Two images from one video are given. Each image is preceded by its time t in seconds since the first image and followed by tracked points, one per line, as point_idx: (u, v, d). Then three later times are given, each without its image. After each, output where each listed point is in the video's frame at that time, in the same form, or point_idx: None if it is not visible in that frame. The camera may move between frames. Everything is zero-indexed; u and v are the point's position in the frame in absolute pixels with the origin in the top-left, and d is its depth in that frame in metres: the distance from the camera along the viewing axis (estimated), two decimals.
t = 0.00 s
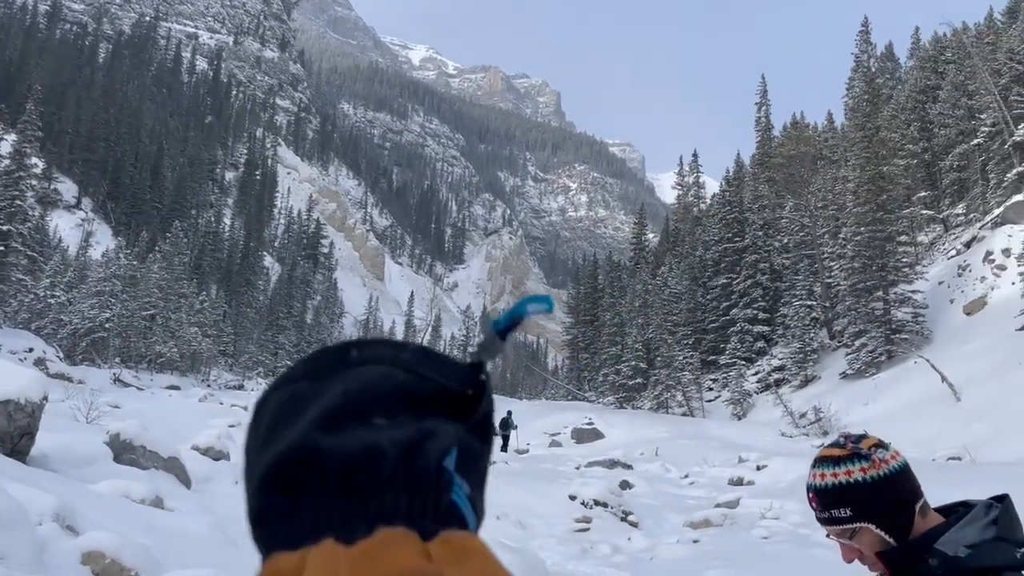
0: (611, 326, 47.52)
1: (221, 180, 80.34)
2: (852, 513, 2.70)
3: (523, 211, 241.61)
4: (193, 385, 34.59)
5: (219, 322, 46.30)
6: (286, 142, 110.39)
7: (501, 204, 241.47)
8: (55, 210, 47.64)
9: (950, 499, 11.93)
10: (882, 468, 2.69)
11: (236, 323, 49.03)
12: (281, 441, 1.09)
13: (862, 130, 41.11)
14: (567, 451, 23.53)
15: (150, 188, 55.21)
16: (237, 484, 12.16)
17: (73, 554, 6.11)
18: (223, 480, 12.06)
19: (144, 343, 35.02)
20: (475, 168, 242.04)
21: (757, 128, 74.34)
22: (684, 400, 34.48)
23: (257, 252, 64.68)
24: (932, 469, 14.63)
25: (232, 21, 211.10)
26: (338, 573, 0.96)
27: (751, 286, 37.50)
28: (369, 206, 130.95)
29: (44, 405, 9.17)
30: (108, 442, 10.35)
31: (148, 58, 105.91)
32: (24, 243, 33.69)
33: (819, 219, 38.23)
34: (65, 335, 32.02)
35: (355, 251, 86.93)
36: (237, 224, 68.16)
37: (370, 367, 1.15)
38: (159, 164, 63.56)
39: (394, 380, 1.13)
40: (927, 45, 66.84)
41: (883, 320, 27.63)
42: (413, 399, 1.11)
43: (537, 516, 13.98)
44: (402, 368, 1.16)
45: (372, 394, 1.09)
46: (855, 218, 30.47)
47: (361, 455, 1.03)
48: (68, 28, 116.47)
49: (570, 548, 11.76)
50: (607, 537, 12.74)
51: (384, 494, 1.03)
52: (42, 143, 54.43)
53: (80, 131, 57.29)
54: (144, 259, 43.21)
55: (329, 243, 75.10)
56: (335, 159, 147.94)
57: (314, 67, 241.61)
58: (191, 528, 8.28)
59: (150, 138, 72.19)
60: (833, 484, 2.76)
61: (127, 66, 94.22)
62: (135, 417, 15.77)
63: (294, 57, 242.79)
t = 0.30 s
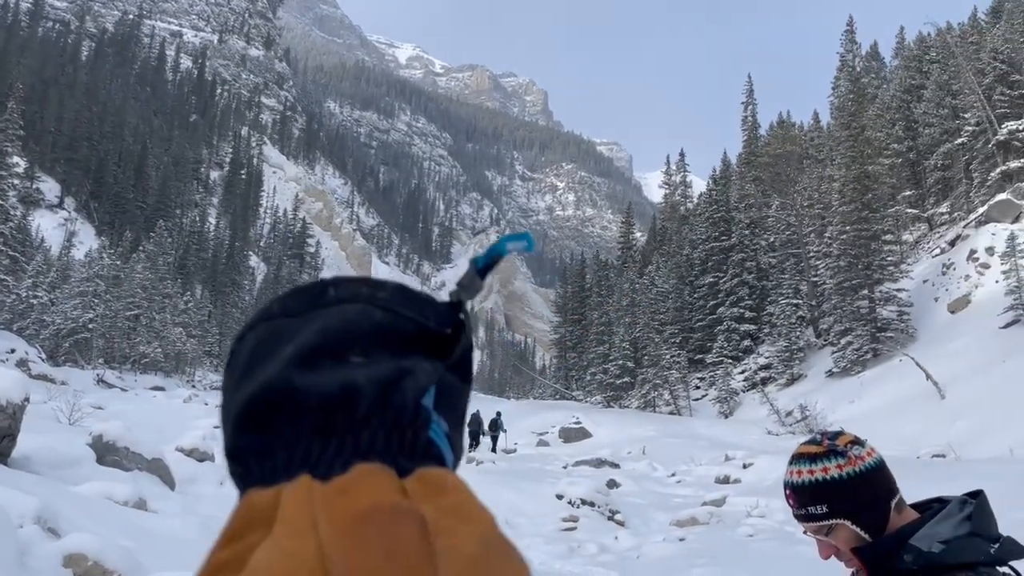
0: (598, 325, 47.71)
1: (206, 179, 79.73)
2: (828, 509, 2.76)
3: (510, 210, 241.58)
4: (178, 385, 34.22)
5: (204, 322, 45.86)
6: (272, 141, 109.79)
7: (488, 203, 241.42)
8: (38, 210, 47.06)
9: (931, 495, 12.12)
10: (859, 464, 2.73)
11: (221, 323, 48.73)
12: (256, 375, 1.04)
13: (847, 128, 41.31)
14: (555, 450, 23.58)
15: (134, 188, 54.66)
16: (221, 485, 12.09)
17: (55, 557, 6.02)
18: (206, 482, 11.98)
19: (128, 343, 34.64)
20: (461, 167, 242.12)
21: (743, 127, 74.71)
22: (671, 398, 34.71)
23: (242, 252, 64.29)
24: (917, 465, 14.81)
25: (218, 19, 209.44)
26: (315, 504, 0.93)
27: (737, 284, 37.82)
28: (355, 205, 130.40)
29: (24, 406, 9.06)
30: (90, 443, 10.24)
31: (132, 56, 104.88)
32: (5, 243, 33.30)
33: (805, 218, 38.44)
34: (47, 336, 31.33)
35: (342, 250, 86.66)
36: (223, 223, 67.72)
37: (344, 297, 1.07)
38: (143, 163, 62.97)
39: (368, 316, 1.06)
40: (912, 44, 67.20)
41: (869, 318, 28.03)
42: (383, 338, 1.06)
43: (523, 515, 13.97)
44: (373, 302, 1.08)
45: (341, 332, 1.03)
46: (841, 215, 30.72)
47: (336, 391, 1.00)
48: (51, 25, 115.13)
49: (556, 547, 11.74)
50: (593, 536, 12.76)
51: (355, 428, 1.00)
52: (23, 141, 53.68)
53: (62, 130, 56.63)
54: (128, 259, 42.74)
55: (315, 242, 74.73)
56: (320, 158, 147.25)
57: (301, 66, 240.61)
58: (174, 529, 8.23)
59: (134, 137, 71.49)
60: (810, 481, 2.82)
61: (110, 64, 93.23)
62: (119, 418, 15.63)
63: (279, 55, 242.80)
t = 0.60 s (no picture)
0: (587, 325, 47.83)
1: (192, 179, 79.17)
2: (816, 508, 2.77)
3: (498, 209, 241.54)
4: (164, 387, 33.55)
5: (191, 323, 45.28)
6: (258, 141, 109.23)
7: (476, 203, 241.47)
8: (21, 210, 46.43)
9: (917, 493, 12.21)
10: (846, 462, 2.76)
11: (207, 323, 48.41)
12: (273, 409, 1.12)
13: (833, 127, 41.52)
14: (544, 450, 23.57)
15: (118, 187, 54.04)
16: (208, 487, 12.05)
17: (39, 560, 5.94)
18: (194, 484, 11.94)
19: (113, 345, 34.09)
20: (449, 167, 242.03)
21: (730, 126, 75.04)
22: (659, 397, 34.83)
23: (228, 252, 63.87)
24: (904, 462, 14.89)
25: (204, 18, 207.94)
26: (322, 541, 0.98)
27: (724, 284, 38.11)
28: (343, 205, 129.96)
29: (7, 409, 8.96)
30: (74, 445, 10.03)
31: (115, 55, 103.89)
32: None
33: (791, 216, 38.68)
34: (30, 337, 30.74)
35: (330, 250, 86.43)
36: (208, 224, 67.25)
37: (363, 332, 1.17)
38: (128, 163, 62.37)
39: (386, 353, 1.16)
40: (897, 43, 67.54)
41: (856, 316, 28.18)
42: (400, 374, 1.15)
43: (511, 516, 13.93)
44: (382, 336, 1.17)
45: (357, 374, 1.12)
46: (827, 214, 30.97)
47: (352, 426, 1.06)
48: (33, 23, 113.85)
49: (544, 548, 11.71)
50: (582, 536, 12.78)
51: (367, 460, 1.05)
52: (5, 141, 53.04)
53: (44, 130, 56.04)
54: (112, 260, 42.23)
55: (302, 242, 74.45)
56: (307, 158, 146.57)
57: (286, 65, 240.42)
58: (160, 533, 8.16)
59: (118, 136, 70.74)
60: (797, 481, 2.84)
61: (93, 63, 92.34)
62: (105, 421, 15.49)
63: (265, 54, 241.89)
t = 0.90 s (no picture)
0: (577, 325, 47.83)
1: (179, 180, 78.72)
2: (803, 502, 2.79)
3: (487, 209, 241.55)
4: (152, 389, 32.20)
5: (178, 324, 44.95)
6: (247, 141, 108.70)
7: (465, 203, 241.67)
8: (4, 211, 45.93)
9: (905, 490, 12.25)
10: (836, 459, 2.76)
11: (195, 324, 48.19)
12: (341, 399, 1.20)
13: (821, 126, 41.70)
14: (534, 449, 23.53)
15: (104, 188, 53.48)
16: (196, 490, 12.03)
17: (25, 563, 5.88)
18: (182, 487, 11.89)
19: (100, 347, 33.26)
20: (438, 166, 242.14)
21: (718, 125, 75.37)
22: (649, 396, 34.89)
23: (216, 253, 63.50)
24: (892, 460, 14.95)
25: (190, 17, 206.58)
26: (380, 538, 1.04)
27: (714, 282, 38.25)
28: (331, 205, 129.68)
29: None
30: (59, 448, 9.83)
31: (100, 55, 103.05)
32: None
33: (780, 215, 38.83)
34: (15, 340, 30.68)
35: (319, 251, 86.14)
36: (195, 225, 66.83)
37: (432, 329, 1.24)
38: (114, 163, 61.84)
39: (451, 350, 1.22)
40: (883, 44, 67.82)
41: (845, 315, 28.34)
42: (470, 373, 1.22)
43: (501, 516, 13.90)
44: (450, 332, 1.25)
45: (424, 369, 1.19)
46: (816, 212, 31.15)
47: (420, 424, 1.13)
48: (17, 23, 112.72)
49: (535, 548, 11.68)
50: (573, 536, 12.76)
51: (432, 461, 1.12)
52: None
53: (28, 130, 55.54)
54: (98, 261, 41.78)
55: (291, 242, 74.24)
56: (296, 157, 145.99)
57: (273, 64, 240.57)
58: (147, 536, 8.12)
59: (104, 137, 70.17)
60: (787, 474, 2.85)
61: (79, 63, 91.58)
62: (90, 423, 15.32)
63: (253, 53, 241.29)
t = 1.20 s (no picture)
0: (569, 324, 47.89)
1: (169, 181, 78.45)
2: (790, 501, 2.79)
3: (478, 209, 241.60)
4: (143, 390, 31.74)
5: (168, 325, 44.70)
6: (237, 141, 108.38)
7: (456, 203, 241.89)
8: None
9: (891, 488, 12.39)
10: (821, 456, 2.78)
11: (186, 326, 48.02)
12: (356, 444, 1.28)
13: (810, 126, 41.89)
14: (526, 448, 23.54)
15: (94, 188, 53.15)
16: (187, 491, 12.01)
17: (13, 565, 5.81)
18: (172, 488, 11.88)
19: (90, 349, 33.02)
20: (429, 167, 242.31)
21: (707, 126, 75.67)
22: (640, 395, 34.99)
23: (206, 254, 63.25)
24: (881, 458, 15.02)
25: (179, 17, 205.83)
26: None
27: (704, 282, 38.41)
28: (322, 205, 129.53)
29: None
30: (50, 451, 9.79)
31: (89, 56, 102.57)
32: None
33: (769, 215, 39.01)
34: (4, 342, 30.71)
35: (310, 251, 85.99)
36: (186, 226, 66.55)
37: (447, 379, 1.33)
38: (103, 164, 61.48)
39: (464, 403, 1.31)
40: (871, 44, 68.14)
41: (833, 313, 28.52)
42: (482, 424, 1.30)
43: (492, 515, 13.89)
44: (465, 382, 1.34)
45: (433, 421, 1.27)
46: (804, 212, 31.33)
47: (429, 474, 1.21)
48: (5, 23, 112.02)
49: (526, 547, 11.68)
50: (565, 534, 12.76)
51: (437, 509, 1.20)
52: None
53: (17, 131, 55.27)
54: (87, 262, 41.48)
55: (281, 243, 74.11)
56: (286, 158, 145.59)
57: (263, 65, 241.09)
58: (138, 537, 8.10)
59: (93, 137, 69.84)
60: (773, 473, 2.86)
61: (68, 63, 91.13)
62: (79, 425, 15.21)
63: (242, 54, 241.85)
